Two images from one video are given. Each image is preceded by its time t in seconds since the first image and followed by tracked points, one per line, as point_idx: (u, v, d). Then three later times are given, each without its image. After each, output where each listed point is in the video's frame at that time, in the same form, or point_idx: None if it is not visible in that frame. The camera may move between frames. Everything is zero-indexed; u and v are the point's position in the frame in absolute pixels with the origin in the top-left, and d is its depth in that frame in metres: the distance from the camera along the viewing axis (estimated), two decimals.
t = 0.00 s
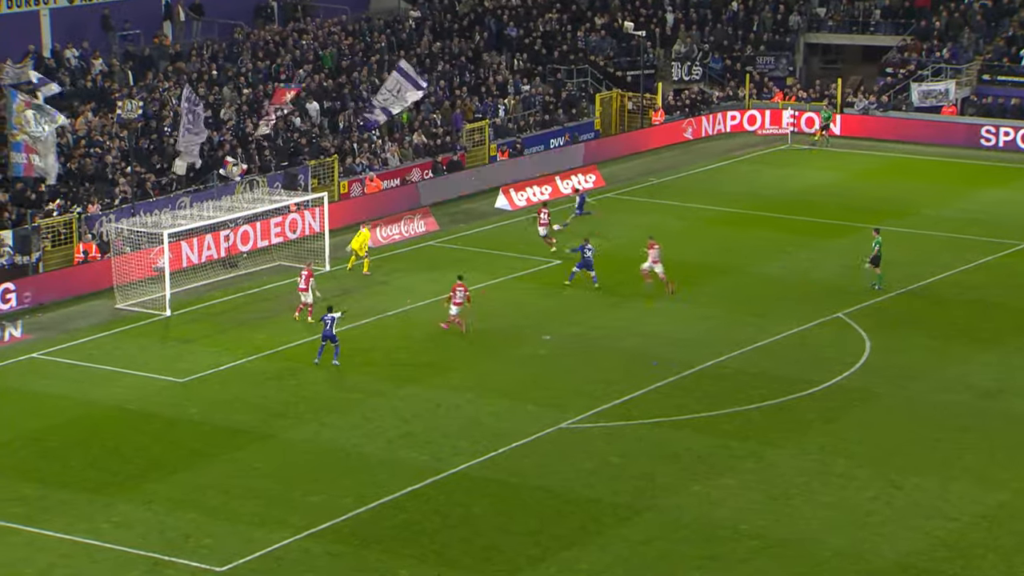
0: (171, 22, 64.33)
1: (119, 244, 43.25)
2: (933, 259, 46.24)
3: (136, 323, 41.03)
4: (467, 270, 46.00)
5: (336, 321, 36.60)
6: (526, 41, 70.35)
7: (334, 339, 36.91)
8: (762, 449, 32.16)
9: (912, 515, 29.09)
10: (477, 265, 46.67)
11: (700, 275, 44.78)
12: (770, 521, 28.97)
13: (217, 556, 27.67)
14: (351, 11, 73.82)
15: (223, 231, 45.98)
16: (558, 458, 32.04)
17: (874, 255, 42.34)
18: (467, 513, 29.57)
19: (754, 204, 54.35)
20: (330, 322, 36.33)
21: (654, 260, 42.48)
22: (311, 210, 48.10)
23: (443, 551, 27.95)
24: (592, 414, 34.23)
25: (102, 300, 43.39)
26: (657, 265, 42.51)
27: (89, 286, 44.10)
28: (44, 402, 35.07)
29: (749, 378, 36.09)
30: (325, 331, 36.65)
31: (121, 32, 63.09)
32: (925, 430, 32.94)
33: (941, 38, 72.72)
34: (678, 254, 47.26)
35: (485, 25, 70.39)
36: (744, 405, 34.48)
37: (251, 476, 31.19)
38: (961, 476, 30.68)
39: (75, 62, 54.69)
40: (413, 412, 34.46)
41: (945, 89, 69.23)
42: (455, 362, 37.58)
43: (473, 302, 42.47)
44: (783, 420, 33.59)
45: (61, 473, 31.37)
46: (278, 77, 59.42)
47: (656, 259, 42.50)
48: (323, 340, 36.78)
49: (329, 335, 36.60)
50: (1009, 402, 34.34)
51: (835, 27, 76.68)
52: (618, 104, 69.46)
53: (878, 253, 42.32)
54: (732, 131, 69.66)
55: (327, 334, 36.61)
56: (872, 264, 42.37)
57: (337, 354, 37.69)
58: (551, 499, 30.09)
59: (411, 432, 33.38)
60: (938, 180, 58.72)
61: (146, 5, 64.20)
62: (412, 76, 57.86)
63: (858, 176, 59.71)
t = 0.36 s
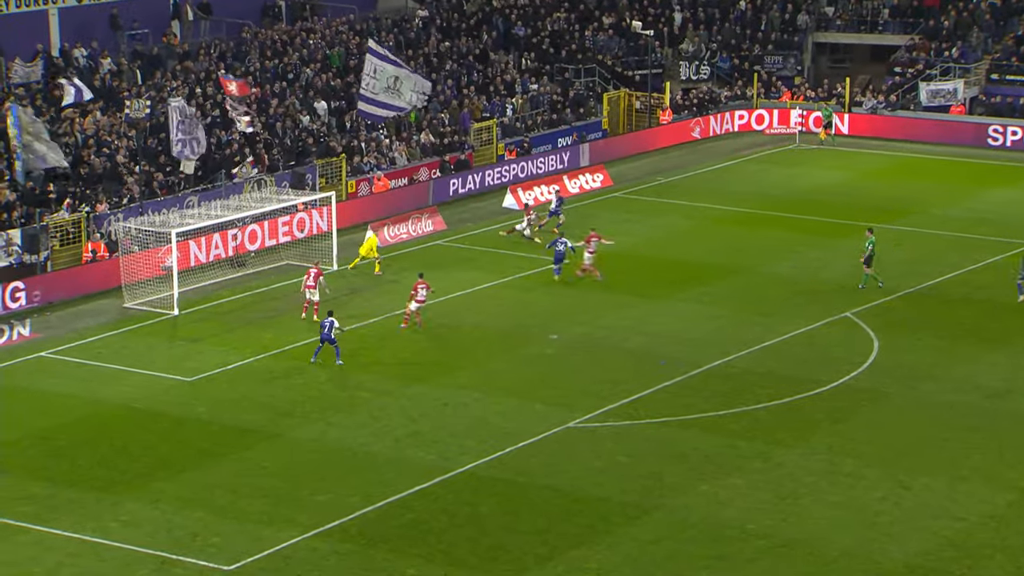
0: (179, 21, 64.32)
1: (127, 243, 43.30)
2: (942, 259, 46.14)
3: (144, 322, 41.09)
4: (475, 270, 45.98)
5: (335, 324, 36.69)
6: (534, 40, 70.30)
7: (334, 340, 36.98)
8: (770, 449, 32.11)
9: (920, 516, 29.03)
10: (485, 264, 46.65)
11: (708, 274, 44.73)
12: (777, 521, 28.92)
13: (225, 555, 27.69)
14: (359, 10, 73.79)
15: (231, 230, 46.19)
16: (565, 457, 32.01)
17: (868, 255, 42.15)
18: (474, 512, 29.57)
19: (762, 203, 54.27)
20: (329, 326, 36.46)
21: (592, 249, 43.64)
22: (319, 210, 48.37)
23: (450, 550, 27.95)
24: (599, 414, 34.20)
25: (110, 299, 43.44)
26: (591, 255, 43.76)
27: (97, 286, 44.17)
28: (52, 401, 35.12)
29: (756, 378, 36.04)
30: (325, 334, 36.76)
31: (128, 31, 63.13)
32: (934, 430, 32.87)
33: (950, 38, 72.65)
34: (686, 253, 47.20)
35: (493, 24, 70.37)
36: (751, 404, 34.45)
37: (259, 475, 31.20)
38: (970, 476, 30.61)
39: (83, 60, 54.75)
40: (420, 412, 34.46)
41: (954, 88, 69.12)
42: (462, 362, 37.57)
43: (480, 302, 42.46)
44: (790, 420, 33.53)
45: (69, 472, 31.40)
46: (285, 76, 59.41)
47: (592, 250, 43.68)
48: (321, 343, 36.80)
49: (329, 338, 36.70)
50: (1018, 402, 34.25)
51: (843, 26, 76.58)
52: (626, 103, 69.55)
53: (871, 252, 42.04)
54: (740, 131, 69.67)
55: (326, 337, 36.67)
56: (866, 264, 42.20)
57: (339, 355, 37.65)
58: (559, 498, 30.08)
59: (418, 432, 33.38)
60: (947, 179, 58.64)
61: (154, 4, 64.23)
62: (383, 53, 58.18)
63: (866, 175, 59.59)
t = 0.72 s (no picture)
0: (179, 21, 64.29)
1: (127, 243, 43.23)
2: (942, 259, 46.13)
3: (144, 322, 41.09)
4: (475, 269, 45.95)
5: (335, 329, 36.56)
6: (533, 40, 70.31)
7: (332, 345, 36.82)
8: (770, 449, 32.10)
9: (920, 515, 29.02)
10: (486, 264, 46.63)
11: (708, 274, 44.72)
12: (777, 521, 28.92)
13: (225, 555, 27.69)
14: (359, 10, 73.77)
15: (231, 230, 46.17)
16: (565, 457, 32.00)
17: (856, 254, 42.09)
18: (474, 512, 29.56)
19: (762, 203, 54.25)
20: (331, 331, 36.39)
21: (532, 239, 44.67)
22: (319, 209, 48.30)
23: (450, 550, 27.94)
24: (599, 414, 34.19)
25: (110, 299, 43.45)
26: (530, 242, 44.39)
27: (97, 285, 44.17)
28: (52, 401, 35.12)
29: (757, 378, 36.03)
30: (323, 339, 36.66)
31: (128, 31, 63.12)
32: (933, 430, 32.87)
33: (950, 37, 72.62)
34: (686, 253, 47.19)
35: (493, 24, 70.39)
36: (751, 404, 34.44)
37: (259, 475, 31.19)
38: (969, 476, 30.61)
39: (83, 60, 54.81)
40: (420, 412, 34.45)
41: (954, 88, 69.14)
42: (463, 362, 37.56)
43: (480, 301, 42.45)
44: (790, 420, 33.52)
45: (69, 472, 31.39)
46: (285, 75, 59.43)
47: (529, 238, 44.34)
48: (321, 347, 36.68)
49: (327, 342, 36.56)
50: (1017, 402, 34.24)
51: (843, 25, 76.57)
52: (626, 103, 69.58)
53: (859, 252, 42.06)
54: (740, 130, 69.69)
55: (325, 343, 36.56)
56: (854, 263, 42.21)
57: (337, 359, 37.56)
58: (559, 498, 30.07)
59: (418, 431, 33.37)
60: (947, 179, 58.64)
61: (154, 4, 64.25)
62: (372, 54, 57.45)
63: (866, 175, 59.56)
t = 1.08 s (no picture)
0: (174, 20, 64.21)
1: (122, 243, 43.37)
2: (937, 259, 46.15)
3: (139, 322, 41.08)
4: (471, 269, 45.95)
5: (336, 324, 36.38)
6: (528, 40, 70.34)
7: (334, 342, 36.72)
8: (765, 449, 32.10)
9: (915, 515, 29.03)
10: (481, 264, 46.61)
11: (703, 274, 44.72)
12: (772, 520, 28.92)
13: (220, 555, 27.66)
14: (354, 10, 73.76)
15: (226, 230, 46.06)
16: (561, 457, 32.00)
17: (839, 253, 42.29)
18: (469, 512, 29.55)
19: (758, 203, 54.27)
20: (331, 326, 36.21)
21: (479, 237, 45.82)
22: (314, 209, 48.17)
23: (446, 550, 27.94)
24: (594, 414, 34.18)
25: (104, 299, 43.38)
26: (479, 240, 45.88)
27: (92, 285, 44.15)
28: (48, 401, 35.09)
29: (752, 378, 36.03)
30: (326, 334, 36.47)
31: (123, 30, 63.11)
32: (928, 430, 32.88)
33: (945, 37, 72.65)
34: (682, 253, 47.20)
35: (488, 24, 70.38)
36: (747, 404, 34.45)
37: (254, 475, 31.16)
38: (965, 476, 30.63)
39: (77, 60, 55.00)
40: (416, 411, 34.44)
41: (949, 88, 69.23)
42: (458, 361, 37.56)
43: (475, 301, 42.45)
44: (786, 420, 33.53)
45: (65, 472, 31.36)
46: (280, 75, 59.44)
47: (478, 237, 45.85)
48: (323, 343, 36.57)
49: (329, 338, 36.43)
50: (1012, 402, 34.26)
51: (838, 25, 76.63)
52: (620, 103, 69.57)
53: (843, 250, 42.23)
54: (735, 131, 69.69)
55: (326, 337, 36.47)
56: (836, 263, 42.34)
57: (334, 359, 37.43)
58: (554, 498, 30.06)
59: (414, 431, 33.35)
60: (942, 179, 58.69)
61: (149, 4, 64.29)
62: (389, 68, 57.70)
63: (862, 175, 59.59)
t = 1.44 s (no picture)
0: (172, 20, 64.24)
1: (120, 243, 43.40)
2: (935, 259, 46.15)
3: (138, 322, 41.05)
4: (470, 269, 45.93)
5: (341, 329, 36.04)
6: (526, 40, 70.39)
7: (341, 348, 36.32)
8: (764, 449, 32.10)
9: (913, 515, 29.04)
10: (480, 265, 46.59)
11: (702, 274, 44.71)
12: (771, 520, 28.92)
13: (219, 555, 27.66)
14: (353, 10, 73.77)
15: (224, 230, 46.12)
16: (560, 457, 31.99)
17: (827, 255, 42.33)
18: (468, 512, 29.55)
19: (756, 203, 54.28)
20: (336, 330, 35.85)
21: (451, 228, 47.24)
22: (313, 209, 48.27)
23: (444, 550, 27.95)
24: (593, 414, 34.18)
25: (103, 300, 43.33)
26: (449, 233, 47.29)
27: (90, 286, 44.12)
28: (47, 401, 35.07)
29: (750, 378, 36.04)
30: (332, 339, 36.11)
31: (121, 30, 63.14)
32: (927, 430, 32.88)
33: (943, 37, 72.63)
34: (680, 253, 47.21)
35: (486, 24, 70.33)
36: (746, 404, 34.45)
37: (253, 475, 31.16)
38: (963, 476, 30.64)
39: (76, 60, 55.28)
40: (415, 412, 34.44)
41: (946, 88, 69.15)
42: (457, 362, 37.55)
43: (474, 301, 42.44)
44: (785, 420, 33.53)
45: (63, 472, 31.34)
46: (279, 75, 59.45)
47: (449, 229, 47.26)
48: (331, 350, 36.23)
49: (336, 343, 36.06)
50: (1010, 402, 34.28)
51: (836, 25, 76.67)
52: (619, 103, 69.54)
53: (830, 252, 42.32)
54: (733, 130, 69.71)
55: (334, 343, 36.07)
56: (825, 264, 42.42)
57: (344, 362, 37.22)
58: (553, 498, 30.07)
59: (413, 432, 33.35)
60: (940, 179, 58.71)
61: (148, 4, 64.35)
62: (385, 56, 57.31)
63: (860, 175, 59.60)
